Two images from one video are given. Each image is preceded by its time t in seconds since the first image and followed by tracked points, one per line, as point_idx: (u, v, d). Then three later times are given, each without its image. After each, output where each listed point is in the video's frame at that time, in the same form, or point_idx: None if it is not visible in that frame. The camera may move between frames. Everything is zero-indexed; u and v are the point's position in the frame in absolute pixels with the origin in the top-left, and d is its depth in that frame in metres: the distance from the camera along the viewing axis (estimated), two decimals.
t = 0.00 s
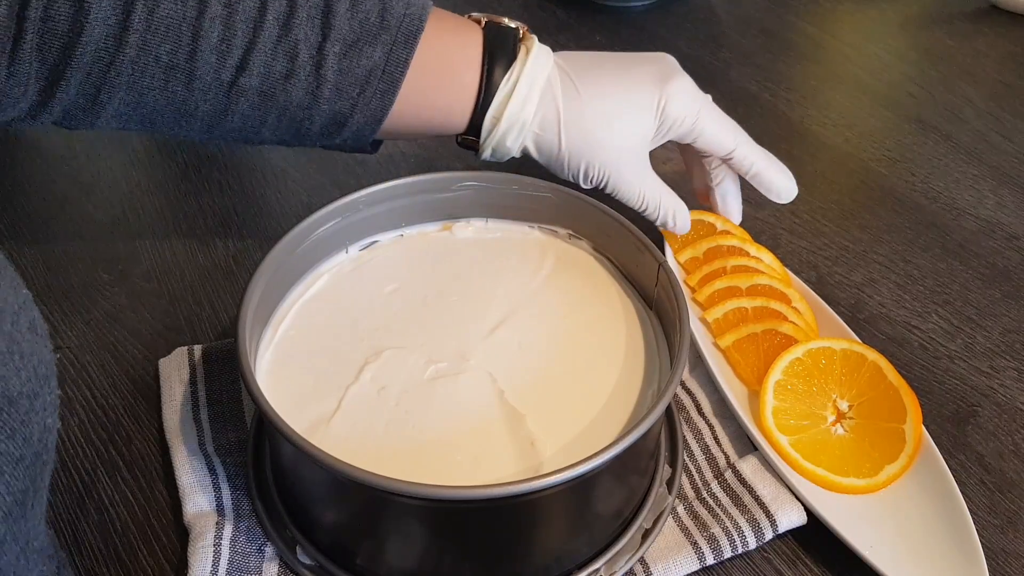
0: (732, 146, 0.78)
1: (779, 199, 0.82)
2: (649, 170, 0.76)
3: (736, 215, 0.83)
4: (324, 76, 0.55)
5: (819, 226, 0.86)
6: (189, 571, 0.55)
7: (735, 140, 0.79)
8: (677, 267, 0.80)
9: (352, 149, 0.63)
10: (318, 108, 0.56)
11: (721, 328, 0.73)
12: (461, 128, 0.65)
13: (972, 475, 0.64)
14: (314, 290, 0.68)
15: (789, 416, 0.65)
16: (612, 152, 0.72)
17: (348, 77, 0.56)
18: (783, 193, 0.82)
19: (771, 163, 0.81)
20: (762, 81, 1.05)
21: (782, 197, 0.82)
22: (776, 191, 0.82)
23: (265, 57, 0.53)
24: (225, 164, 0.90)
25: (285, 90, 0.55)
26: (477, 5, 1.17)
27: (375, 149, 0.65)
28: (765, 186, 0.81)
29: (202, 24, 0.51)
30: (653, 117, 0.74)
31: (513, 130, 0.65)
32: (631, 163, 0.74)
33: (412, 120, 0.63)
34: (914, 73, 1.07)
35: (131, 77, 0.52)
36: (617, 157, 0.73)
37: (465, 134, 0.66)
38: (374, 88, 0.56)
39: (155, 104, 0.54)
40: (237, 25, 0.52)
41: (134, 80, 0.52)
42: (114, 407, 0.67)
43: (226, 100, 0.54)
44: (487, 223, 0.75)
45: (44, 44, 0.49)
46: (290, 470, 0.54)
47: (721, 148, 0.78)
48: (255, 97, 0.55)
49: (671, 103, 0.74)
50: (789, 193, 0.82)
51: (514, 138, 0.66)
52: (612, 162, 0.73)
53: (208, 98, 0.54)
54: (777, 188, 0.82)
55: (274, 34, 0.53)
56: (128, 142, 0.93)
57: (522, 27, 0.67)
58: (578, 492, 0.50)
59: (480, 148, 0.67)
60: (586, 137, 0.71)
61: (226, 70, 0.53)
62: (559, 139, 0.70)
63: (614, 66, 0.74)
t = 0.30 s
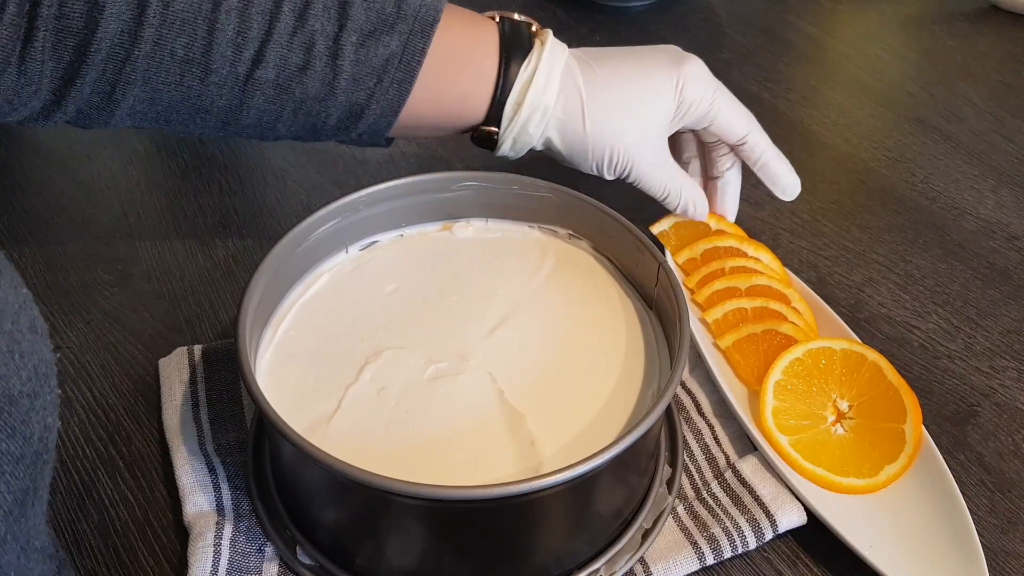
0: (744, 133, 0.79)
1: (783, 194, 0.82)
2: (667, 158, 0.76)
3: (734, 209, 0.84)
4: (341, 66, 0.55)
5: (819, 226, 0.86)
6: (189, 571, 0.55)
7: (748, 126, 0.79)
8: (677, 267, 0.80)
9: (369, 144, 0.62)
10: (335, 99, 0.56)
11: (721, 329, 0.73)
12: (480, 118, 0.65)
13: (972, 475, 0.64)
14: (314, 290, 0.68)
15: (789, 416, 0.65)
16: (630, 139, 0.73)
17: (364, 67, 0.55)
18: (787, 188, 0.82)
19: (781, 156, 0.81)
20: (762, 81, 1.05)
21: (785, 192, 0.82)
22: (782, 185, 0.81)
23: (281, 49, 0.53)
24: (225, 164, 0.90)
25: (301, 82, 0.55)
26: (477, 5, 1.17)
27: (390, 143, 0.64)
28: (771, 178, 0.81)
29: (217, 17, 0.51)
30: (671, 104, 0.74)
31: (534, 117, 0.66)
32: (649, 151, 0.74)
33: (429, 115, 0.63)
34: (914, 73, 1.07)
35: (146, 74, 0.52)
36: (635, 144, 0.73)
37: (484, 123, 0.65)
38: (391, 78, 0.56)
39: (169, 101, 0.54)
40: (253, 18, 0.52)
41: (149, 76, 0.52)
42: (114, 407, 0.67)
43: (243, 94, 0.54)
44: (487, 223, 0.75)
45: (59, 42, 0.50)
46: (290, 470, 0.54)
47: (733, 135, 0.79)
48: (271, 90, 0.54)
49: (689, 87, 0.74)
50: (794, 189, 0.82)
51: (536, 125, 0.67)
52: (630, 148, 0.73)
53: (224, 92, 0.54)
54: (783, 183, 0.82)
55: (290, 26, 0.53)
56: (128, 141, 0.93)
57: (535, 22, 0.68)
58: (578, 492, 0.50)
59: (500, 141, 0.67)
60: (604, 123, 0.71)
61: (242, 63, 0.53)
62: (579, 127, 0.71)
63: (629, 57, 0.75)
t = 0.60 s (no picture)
0: (756, 137, 0.79)
1: (788, 200, 0.82)
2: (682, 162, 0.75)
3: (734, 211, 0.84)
4: (357, 67, 0.55)
5: (819, 226, 0.86)
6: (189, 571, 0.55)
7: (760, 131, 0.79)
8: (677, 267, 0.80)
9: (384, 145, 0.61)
10: (351, 100, 0.56)
11: (721, 329, 0.73)
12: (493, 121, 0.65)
13: (972, 475, 0.64)
14: (314, 290, 0.68)
15: (789, 416, 0.65)
16: (646, 142, 0.72)
17: (380, 67, 0.55)
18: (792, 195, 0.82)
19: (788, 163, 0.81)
20: (762, 81, 1.05)
21: (790, 198, 0.82)
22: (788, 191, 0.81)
23: (297, 50, 0.53)
24: (225, 164, 0.90)
25: (317, 83, 0.54)
26: (477, 5, 1.17)
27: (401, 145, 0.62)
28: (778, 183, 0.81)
29: (234, 18, 0.51)
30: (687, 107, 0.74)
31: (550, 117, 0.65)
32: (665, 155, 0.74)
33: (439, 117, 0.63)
34: (914, 73, 1.07)
35: (161, 77, 0.52)
36: (651, 147, 0.73)
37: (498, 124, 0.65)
38: (407, 78, 0.56)
39: (184, 103, 0.54)
40: (269, 19, 0.52)
41: (164, 77, 0.52)
42: (114, 407, 0.67)
43: (260, 96, 0.54)
44: (487, 223, 0.75)
45: (75, 43, 0.50)
46: (290, 470, 0.54)
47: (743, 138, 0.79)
48: (287, 91, 0.54)
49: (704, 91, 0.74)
50: (798, 196, 0.82)
51: (553, 126, 0.66)
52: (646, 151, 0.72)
53: (240, 93, 0.54)
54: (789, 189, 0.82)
55: (306, 27, 0.53)
56: (128, 141, 0.93)
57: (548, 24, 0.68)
58: (578, 493, 0.50)
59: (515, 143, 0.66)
60: (620, 126, 0.71)
61: (258, 64, 0.53)
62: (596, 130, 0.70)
63: (645, 61, 0.75)
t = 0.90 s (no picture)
0: (749, 118, 0.79)
1: (792, 176, 0.84)
2: (668, 139, 0.77)
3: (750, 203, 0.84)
4: (344, 54, 0.56)
5: (819, 226, 0.86)
6: (189, 571, 0.55)
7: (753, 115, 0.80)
8: (677, 267, 0.80)
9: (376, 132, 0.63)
10: (340, 87, 0.57)
11: (721, 329, 0.73)
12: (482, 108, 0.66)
13: (972, 475, 0.64)
14: (314, 290, 0.68)
15: (789, 416, 0.65)
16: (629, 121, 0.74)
17: (367, 54, 0.57)
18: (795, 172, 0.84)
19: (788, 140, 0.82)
20: (762, 81, 1.05)
21: (794, 174, 0.84)
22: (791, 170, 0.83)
23: (284, 38, 0.55)
24: (225, 164, 0.90)
25: (305, 70, 0.56)
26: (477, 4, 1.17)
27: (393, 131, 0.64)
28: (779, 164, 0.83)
29: (221, 7, 0.53)
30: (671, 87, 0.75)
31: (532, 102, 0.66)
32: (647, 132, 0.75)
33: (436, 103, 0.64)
34: (914, 73, 1.07)
35: (151, 67, 0.53)
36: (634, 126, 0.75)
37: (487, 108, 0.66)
38: (394, 65, 0.58)
39: (176, 93, 0.55)
40: (255, 9, 0.54)
41: (154, 67, 0.53)
42: (114, 407, 0.67)
43: (252, 83, 0.55)
44: (487, 223, 0.75)
45: (67, 36, 0.51)
46: (290, 470, 0.54)
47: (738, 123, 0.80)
48: (276, 78, 0.56)
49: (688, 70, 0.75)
50: (802, 171, 0.84)
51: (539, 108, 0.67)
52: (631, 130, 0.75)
53: (230, 82, 0.55)
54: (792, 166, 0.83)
55: (292, 16, 0.55)
56: (128, 141, 0.93)
57: (534, 7, 0.70)
58: (578, 492, 0.50)
59: (502, 127, 0.67)
60: (605, 105, 0.72)
61: (246, 53, 0.54)
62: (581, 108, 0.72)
63: (630, 44, 0.76)
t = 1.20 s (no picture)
0: (675, 111, 0.61)
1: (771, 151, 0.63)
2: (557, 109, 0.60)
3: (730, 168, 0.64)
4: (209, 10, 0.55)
5: (819, 226, 0.86)
6: (189, 571, 0.55)
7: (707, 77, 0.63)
8: (677, 267, 0.80)
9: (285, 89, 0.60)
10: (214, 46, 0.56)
11: (721, 329, 0.73)
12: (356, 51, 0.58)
13: (972, 475, 0.64)
14: (314, 290, 0.68)
15: (789, 416, 0.65)
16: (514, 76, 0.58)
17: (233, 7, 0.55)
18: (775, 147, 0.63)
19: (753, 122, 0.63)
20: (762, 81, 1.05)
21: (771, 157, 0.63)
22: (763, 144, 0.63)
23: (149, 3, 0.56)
24: (225, 164, 0.90)
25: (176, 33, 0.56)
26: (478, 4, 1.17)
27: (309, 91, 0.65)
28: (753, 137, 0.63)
29: None
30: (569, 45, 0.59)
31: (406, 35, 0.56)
32: (538, 92, 0.59)
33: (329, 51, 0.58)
34: (914, 73, 1.07)
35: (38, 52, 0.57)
36: (522, 81, 0.58)
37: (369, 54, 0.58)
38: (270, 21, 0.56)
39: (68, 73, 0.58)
40: None
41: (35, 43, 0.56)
42: (114, 407, 0.67)
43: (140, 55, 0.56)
44: (487, 223, 0.75)
45: None
46: (290, 470, 0.54)
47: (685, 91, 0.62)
48: (149, 45, 0.56)
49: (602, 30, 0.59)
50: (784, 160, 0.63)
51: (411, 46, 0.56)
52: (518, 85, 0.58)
53: (108, 53, 0.57)
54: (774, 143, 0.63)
55: None
56: (128, 141, 0.93)
57: None
58: (578, 492, 0.50)
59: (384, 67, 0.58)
60: (486, 45, 0.57)
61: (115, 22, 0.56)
62: (448, 48, 0.57)
63: None
